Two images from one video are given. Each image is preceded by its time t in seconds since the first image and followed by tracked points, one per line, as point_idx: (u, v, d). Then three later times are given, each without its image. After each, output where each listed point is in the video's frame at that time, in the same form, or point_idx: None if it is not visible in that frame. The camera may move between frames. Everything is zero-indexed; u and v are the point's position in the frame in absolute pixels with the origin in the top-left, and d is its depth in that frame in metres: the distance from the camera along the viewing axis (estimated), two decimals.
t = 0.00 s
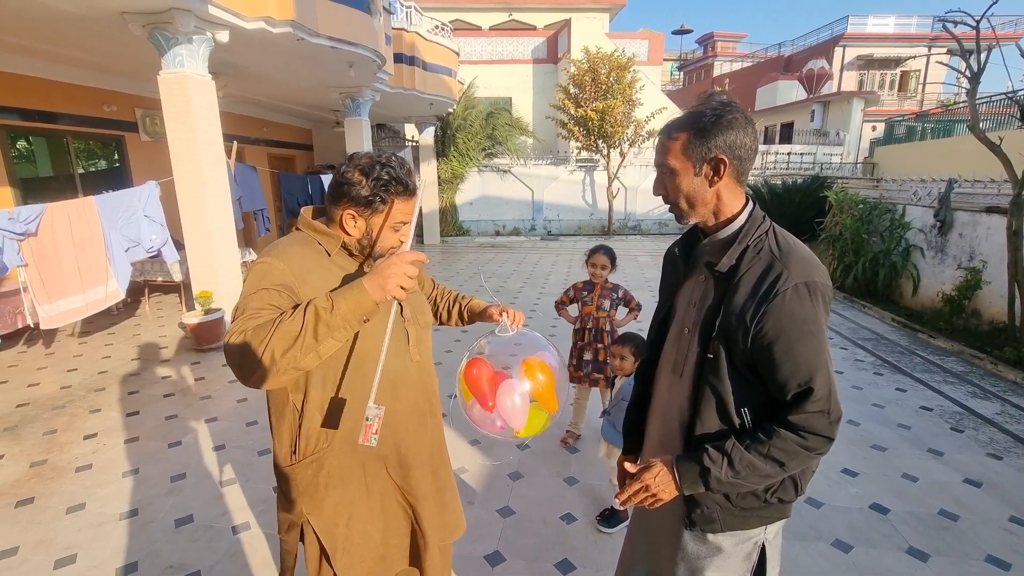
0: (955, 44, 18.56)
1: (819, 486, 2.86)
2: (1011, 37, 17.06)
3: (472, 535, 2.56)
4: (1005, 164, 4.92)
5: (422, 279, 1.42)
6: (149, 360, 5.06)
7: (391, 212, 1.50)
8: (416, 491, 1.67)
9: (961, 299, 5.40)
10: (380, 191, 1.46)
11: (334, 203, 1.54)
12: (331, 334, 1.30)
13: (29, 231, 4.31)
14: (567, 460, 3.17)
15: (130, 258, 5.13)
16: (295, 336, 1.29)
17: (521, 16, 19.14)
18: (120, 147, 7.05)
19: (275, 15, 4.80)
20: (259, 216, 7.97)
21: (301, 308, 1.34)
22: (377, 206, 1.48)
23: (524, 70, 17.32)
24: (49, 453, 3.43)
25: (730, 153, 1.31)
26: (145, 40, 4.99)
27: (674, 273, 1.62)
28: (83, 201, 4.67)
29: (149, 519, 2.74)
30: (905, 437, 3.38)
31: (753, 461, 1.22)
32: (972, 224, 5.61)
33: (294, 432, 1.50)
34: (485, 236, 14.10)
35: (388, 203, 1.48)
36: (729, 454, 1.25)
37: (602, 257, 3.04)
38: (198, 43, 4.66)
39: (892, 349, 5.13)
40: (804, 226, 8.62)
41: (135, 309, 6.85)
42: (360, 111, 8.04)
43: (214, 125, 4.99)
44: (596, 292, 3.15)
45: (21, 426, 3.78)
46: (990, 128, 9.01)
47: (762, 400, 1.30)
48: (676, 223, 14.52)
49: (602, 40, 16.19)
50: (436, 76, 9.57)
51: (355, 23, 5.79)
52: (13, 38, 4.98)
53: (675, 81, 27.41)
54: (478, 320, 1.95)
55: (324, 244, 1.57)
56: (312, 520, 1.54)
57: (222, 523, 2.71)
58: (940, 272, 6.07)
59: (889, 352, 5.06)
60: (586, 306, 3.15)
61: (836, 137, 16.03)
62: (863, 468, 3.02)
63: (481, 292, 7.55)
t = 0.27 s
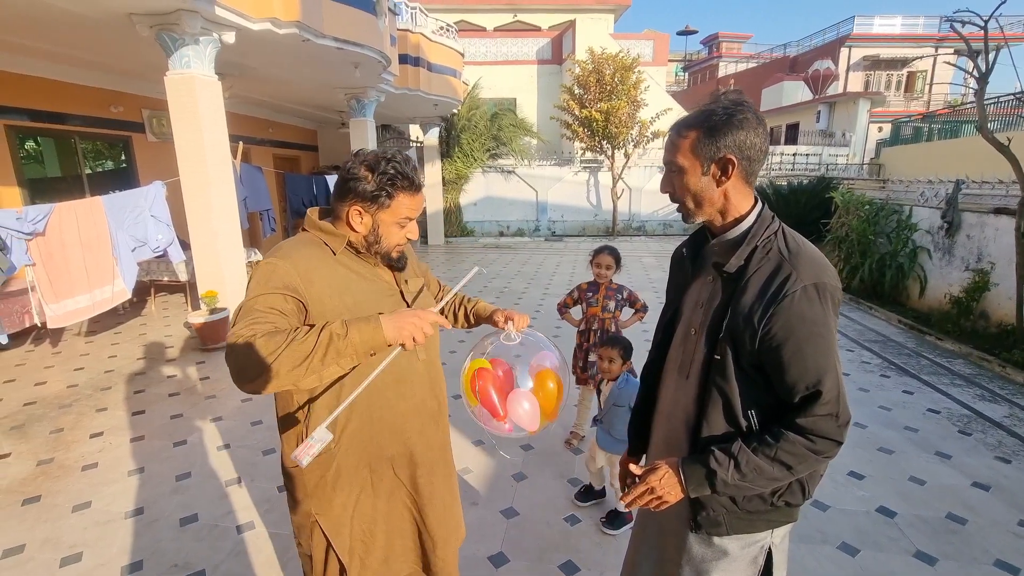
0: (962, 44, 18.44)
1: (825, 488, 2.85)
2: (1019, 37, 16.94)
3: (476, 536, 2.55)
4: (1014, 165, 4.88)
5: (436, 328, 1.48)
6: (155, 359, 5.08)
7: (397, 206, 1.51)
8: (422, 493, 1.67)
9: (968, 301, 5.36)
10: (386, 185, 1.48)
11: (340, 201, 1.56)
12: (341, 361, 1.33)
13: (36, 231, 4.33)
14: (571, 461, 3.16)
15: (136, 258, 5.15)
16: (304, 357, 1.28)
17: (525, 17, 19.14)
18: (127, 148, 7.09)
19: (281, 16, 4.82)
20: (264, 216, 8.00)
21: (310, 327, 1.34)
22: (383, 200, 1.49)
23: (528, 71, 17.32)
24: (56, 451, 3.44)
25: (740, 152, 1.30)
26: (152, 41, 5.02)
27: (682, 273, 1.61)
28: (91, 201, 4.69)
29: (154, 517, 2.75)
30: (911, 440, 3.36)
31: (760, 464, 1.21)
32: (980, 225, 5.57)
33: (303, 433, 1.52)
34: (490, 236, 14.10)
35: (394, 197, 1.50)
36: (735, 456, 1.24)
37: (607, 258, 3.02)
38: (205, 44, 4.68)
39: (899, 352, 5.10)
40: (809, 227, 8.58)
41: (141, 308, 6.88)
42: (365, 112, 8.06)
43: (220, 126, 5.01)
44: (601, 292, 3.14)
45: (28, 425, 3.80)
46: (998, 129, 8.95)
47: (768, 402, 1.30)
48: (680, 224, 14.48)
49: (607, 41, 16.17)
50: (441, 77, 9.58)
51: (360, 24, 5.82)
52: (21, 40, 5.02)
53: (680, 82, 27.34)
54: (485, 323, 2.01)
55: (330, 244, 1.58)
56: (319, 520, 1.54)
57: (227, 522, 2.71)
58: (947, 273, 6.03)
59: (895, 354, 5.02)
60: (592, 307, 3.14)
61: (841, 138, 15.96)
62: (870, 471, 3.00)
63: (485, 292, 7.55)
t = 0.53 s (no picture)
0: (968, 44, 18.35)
1: (830, 491, 2.83)
2: None
3: (479, 538, 2.54)
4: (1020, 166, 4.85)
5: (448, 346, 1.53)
6: (160, 359, 5.10)
7: (408, 205, 1.52)
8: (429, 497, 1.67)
9: (975, 302, 5.33)
10: (397, 183, 1.49)
11: (351, 200, 1.56)
12: (359, 374, 1.37)
13: (42, 232, 4.34)
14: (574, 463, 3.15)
15: (141, 258, 5.18)
16: (325, 367, 1.32)
17: (529, 18, 19.16)
18: (133, 149, 7.12)
19: (286, 17, 4.83)
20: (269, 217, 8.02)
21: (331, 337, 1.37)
22: (395, 199, 1.50)
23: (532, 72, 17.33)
24: (61, 451, 3.46)
25: (748, 155, 1.30)
26: (158, 43, 5.04)
27: (688, 275, 1.60)
28: (96, 202, 4.73)
29: (158, 517, 2.76)
30: (917, 443, 3.33)
31: (762, 468, 1.21)
32: (986, 226, 5.53)
33: (312, 436, 1.52)
34: (493, 237, 14.11)
35: (405, 195, 1.51)
36: (737, 459, 1.23)
37: (610, 259, 3.01)
38: (210, 46, 4.70)
39: (904, 353, 5.07)
40: (814, 228, 8.55)
41: (146, 309, 6.91)
42: (369, 113, 8.08)
43: (225, 127, 5.03)
44: (604, 295, 3.13)
45: (33, 425, 3.82)
46: (1005, 129, 8.89)
47: (771, 405, 1.29)
48: (684, 225, 14.45)
49: (610, 42, 16.17)
50: (444, 78, 9.60)
51: (365, 26, 5.83)
52: (28, 42, 5.05)
53: (683, 82, 27.31)
54: (488, 330, 1.95)
55: (339, 245, 1.57)
56: (327, 523, 1.54)
57: (230, 522, 2.71)
58: (953, 275, 5.99)
59: (901, 356, 5.00)
60: (595, 309, 3.13)
61: (846, 138, 15.90)
62: (875, 474, 2.99)
63: (488, 293, 7.55)
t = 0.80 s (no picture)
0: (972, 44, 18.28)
1: (834, 492, 2.82)
2: None
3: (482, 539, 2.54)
4: None
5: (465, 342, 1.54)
6: (163, 359, 5.10)
7: (422, 204, 1.52)
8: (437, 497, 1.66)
9: (979, 303, 5.31)
10: (412, 183, 1.49)
11: (364, 198, 1.55)
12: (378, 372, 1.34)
13: (45, 231, 4.35)
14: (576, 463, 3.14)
15: (144, 258, 5.17)
16: (347, 363, 1.29)
17: (531, 18, 19.15)
18: (136, 149, 7.14)
19: (288, 17, 4.84)
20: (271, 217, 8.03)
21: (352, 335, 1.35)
22: (409, 198, 1.50)
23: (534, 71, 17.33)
24: (64, 450, 3.46)
25: (756, 151, 1.29)
26: (161, 43, 5.05)
27: (691, 276, 1.59)
28: (99, 202, 4.73)
29: (160, 517, 2.76)
30: (922, 444, 3.32)
31: (767, 472, 1.20)
32: (991, 226, 5.50)
33: (321, 437, 1.51)
34: (495, 237, 14.10)
35: (420, 195, 1.50)
36: (741, 462, 1.22)
37: (612, 259, 3.00)
38: (213, 46, 4.70)
39: (909, 354, 5.04)
40: (817, 228, 8.52)
41: (149, 308, 6.92)
42: (372, 113, 8.08)
43: (228, 127, 5.03)
44: (607, 294, 3.13)
45: (36, 424, 3.82)
46: (1009, 129, 8.85)
47: (775, 407, 1.28)
48: (686, 225, 14.42)
49: (613, 41, 16.15)
50: (447, 78, 9.60)
51: (367, 26, 5.83)
52: (32, 42, 5.06)
53: (686, 82, 27.25)
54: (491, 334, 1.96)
55: (352, 244, 1.56)
56: (335, 524, 1.54)
57: (232, 522, 2.71)
58: (958, 275, 5.96)
59: (905, 356, 4.97)
60: (598, 308, 3.13)
61: (849, 138, 15.85)
62: (880, 475, 2.97)
63: (490, 293, 7.54)
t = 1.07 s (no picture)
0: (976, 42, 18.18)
1: (837, 492, 2.80)
2: None
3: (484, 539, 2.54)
4: None
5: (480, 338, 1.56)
6: (165, 358, 5.11)
7: (435, 203, 1.51)
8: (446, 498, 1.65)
9: (983, 303, 5.29)
10: (426, 181, 1.48)
11: (377, 196, 1.54)
12: (398, 376, 1.38)
13: (49, 230, 4.36)
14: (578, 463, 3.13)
15: (147, 257, 5.18)
16: (369, 369, 1.33)
17: (533, 17, 19.14)
18: (139, 148, 7.15)
19: (291, 17, 4.84)
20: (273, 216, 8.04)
21: (371, 339, 1.38)
22: (423, 196, 1.49)
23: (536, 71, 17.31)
24: (67, 448, 3.47)
25: (758, 147, 1.28)
26: (164, 42, 5.06)
27: (694, 274, 1.59)
28: (102, 200, 4.75)
29: (163, 515, 2.76)
30: (926, 444, 3.30)
31: (768, 472, 1.19)
32: (996, 226, 5.47)
33: (330, 437, 1.51)
34: (497, 236, 14.09)
35: (433, 193, 1.50)
36: (743, 463, 1.21)
37: (613, 258, 2.99)
38: (215, 45, 4.71)
39: (912, 354, 5.02)
40: (820, 227, 8.49)
41: (152, 307, 6.94)
42: (374, 112, 8.08)
43: (230, 126, 5.03)
44: (609, 293, 3.12)
45: (39, 422, 3.83)
46: (1014, 128, 8.80)
47: (776, 407, 1.27)
48: (689, 224, 14.39)
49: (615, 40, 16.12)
50: (449, 77, 9.60)
51: (369, 25, 5.83)
52: (35, 41, 5.07)
53: (688, 82, 27.19)
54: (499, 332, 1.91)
55: (364, 242, 1.56)
56: (344, 523, 1.54)
57: (234, 520, 2.71)
58: (962, 275, 5.94)
59: (908, 356, 4.95)
60: (599, 307, 3.12)
61: (853, 137, 15.79)
62: (883, 476, 2.96)
63: (492, 293, 7.54)
